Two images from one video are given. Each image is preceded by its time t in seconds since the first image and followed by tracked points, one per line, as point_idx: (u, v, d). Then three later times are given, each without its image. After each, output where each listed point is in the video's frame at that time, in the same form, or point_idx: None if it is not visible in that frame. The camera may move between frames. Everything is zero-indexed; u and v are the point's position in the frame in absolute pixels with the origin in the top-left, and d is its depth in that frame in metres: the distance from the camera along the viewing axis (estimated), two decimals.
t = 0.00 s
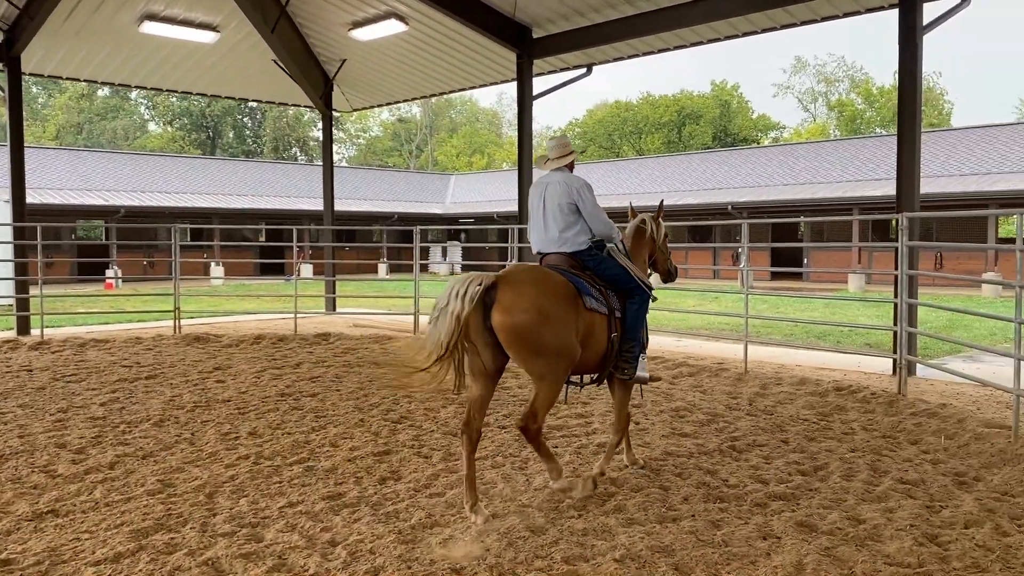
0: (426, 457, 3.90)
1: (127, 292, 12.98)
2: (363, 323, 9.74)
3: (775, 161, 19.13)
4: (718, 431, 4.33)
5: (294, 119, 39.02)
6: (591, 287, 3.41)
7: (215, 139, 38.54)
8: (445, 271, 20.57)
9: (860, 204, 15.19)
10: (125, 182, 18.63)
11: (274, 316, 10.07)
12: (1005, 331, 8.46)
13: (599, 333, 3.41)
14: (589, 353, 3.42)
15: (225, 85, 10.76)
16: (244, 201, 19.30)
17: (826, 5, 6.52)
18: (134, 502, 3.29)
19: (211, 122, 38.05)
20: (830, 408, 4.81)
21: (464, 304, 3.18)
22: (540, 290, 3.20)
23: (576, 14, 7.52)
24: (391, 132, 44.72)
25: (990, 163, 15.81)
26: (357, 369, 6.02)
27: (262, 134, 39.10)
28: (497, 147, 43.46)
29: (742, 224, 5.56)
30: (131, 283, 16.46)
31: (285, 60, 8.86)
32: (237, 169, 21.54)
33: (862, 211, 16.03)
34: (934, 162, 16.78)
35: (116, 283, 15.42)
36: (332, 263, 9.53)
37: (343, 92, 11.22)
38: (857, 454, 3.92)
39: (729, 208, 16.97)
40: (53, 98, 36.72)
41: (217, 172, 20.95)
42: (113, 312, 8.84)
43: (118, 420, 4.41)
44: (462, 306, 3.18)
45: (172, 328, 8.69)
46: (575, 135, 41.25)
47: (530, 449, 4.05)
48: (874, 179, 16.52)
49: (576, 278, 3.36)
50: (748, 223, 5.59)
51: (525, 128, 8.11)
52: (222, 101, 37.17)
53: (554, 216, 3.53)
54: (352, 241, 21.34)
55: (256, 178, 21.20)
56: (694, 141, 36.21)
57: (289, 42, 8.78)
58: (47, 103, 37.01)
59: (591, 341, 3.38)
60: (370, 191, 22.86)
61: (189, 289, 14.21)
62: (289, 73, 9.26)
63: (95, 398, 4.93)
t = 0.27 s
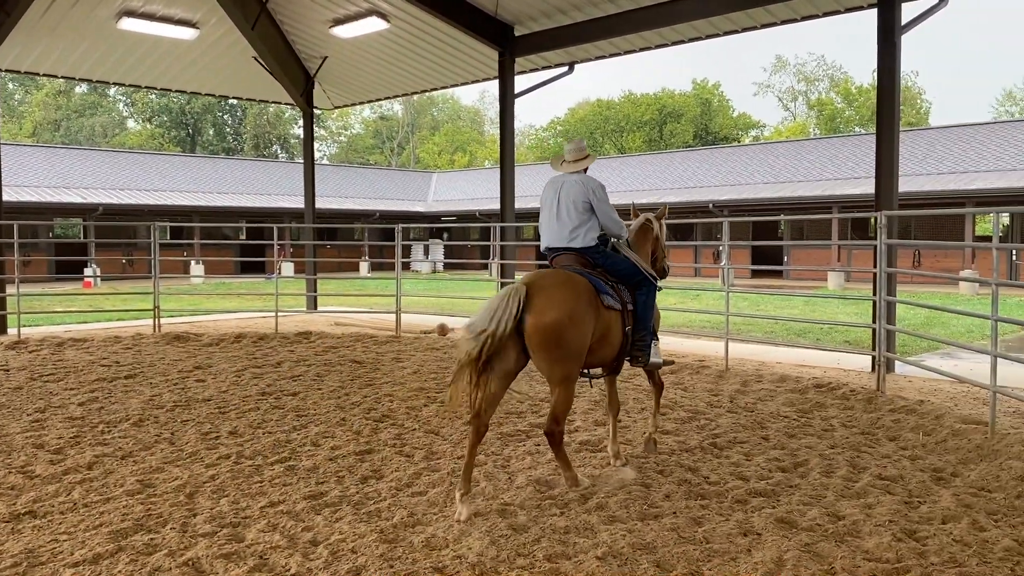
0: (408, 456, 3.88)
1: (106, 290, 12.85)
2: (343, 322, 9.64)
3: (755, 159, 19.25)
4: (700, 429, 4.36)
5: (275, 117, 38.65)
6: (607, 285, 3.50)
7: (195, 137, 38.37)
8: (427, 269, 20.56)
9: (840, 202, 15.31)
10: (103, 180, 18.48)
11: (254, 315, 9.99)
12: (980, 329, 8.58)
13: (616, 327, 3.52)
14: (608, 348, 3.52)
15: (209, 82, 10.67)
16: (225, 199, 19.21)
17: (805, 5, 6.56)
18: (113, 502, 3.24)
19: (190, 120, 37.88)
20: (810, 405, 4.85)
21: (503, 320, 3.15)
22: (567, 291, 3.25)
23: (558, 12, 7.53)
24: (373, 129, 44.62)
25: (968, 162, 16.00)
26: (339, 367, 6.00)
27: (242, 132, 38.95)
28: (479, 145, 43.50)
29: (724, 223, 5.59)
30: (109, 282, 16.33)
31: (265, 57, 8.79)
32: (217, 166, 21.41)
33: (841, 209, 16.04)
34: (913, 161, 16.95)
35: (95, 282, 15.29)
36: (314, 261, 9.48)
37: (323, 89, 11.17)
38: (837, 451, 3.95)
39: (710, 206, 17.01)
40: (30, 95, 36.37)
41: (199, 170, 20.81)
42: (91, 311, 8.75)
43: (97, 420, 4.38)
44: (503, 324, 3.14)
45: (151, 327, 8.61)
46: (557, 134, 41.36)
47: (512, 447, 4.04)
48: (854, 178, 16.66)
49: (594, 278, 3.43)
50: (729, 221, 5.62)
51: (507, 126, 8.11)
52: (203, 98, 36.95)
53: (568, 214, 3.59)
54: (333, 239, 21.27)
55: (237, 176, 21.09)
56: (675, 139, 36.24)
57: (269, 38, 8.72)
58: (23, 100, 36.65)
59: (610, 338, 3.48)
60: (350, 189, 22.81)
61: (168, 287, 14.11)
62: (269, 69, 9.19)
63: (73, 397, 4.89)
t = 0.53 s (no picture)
0: (395, 454, 3.88)
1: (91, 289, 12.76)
2: (329, 320, 9.65)
3: (742, 156, 19.31)
4: (687, 425, 4.38)
5: (261, 114, 38.58)
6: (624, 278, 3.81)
7: (181, 134, 38.15)
8: (414, 267, 20.56)
9: (826, 200, 15.42)
10: (87, 178, 18.34)
11: (241, 312, 9.93)
12: (963, 325, 8.66)
13: (635, 315, 3.83)
14: (624, 336, 3.77)
15: (197, 78, 10.60)
16: (211, 197, 19.13)
17: (790, 3, 6.59)
18: (99, 501, 3.22)
19: (176, 117, 37.67)
20: (796, 401, 4.88)
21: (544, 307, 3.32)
22: (590, 277, 3.52)
23: (545, 10, 7.53)
24: (359, 127, 44.52)
25: (952, 160, 16.13)
26: (326, 365, 5.99)
27: (228, 129, 38.77)
28: (467, 143, 43.49)
29: (710, 220, 5.60)
30: (94, 280, 16.21)
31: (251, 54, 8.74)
32: (204, 164, 21.30)
33: (827, 208, 16.11)
34: (899, 158, 17.08)
35: (81, 281, 15.19)
36: (301, 259, 9.43)
37: (310, 85, 11.11)
38: (823, 447, 3.98)
39: (697, 205, 16.98)
40: (13, 92, 36.04)
41: (186, 167, 20.69)
42: (76, 309, 8.69)
43: (83, 418, 4.36)
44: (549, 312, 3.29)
45: (137, 326, 8.56)
46: (543, 131, 41.47)
47: (500, 444, 4.04)
48: (839, 176, 16.75)
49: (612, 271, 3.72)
50: (717, 218, 5.61)
51: (495, 123, 8.10)
52: (188, 95, 36.75)
53: (583, 215, 3.86)
54: (320, 236, 21.20)
55: (225, 174, 21.00)
56: (661, 137, 36.52)
57: (255, 34, 8.66)
58: (5, 97, 36.32)
59: (627, 325, 3.74)
60: (337, 187, 22.76)
61: (155, 285, 14.04)
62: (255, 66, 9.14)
63: (57, 396, 4.86)
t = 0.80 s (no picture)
0: (387, 453, 3.87)
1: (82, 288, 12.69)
2: (321, 319, 9.63)
3: (734, 154, 19.36)
4: (679, 423, 4.39)
5: (252, 113, 38.47)
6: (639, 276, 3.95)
7: (171, 133, 38.00)
8: (406, 266, 20.56)
9: (816, 198, 15.49)
10: (78, 177, 18.25)
11: (233, 312, 9.90)
12: (952, 323, 8.71)
13: (648, 312, 3.98)
14: (638, 330, 3.96)
15: (190, 76, 10.56)
16: (203, 196, 19.06)
17: (780, 2, 6.61)
18: (89, 501, 3.20)
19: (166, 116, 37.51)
20: (787, 399, 4.89)
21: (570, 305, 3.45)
22: (609, 277, 3.67)
23: (538, 9, 7.53)
24: (350, 125, 44.47)
25: (942, 158, 16.22)
26: (316, 365, 5.98)
27: (219, 128, 38.64)
28: (459, 141, 43.47)
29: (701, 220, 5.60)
30: (84, 279, 16.13)
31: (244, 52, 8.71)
32: (196, 163, 21.22)
33: (817, 207, 16.17)
34: (888, 156, 17.17)
35: (71, 280, 15.11)
36: (293, 258, 9.40)
37: (302, 84, 11.08)
38: (814, 444, 3.99)
39: (687, 203, 16.91)
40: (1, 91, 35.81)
41: (178, 166, 20.62)
42: (66, 308, 8.65)
43: (73, 418, 4.34)
44: (571, 310, 3.42)
45: (127, 325, 8.52)
46: (534, 130, 41.52)
47: (492, 443, 4.04)
48: (830, 174, 16.82)
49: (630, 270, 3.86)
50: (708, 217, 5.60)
51: (488, 122, 8.09)
52: (179, 94, 36.63)
53: (597, 213, 4.04)
54: (312, 235, 21.16)
55: (217, 173, 20.95)
56: (652, 136, 36.60)
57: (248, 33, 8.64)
58: None
59: (642, 320, 3.92)
60: (329, 186, 22.72)
61: (145, 284, 13.98)
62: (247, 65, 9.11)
63: (47, 396, 4.83)
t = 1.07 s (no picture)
0: (384, 453, 3.87)
1: (77, 288, 12.66)
2: (317, 319, 9.62)
3: (729, 153, 19.38)
4: (675, 422, 4.39)
5: (248, 112, 38.41)
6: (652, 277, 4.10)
7: (167, 133, 37.92)
8: (402, 265, 20.55)
9: (811, 197, 15.52)
10: (72, 177, 18.21)
11: (229, 312, 9.89)
12: (948, 321, 8.73)
13: (660, 312, 4.15)
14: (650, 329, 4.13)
15: (186, 76, 10.55)
16: (198, 196, 19.03)
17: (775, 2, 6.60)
18: (84, 501, 3.20)
19: (161, 115, 37.42)
20: (783, 398, 4.90)
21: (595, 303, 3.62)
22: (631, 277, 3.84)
23: (534, 8, 7.52)
24: (346, 125, 44.43)
25: (937, 158, 16.27)
26: (312, 364, 5.97)
27: (215, 127, 38.57)
28: (454, 141, 43.45)
29: (697, 218, 5.58)
30: (79, 279, 16.09)
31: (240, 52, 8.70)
32: (191, 162, 21.18)
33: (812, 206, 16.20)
34: (883, 156, 17.21)
35: (65, 280, 15.06)
36: (289, 258, 9.39)
37: (298, 84, 11.07)
38: (810, 443, 3.99)
39: (683, 202, 16.87)
40: None
41: (173, 166, 20.58)
42: (61, 308, 8.63)
43: (68, 418, 4.33)
44: (595, 312, 3.58)
45: (122, 325, 8.50)
46: (529, 130, 41.54)
47: (488, 442, 4.04)
48: (825, 174, 16.85)
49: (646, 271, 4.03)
50: (704, 216, 5.59)
51: (485, 121, 8.09)
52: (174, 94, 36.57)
53: (610, 216, 4.16)
54: (308, 235, 21.14)
55: (212, 173, 20.91)
56: (647, 135, 36.65)
57: (244, 33, 8.63)
58: None
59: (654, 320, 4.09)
60: (325, 186, 22.69)
61: (140, 284, 13.95)
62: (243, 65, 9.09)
63: (41, 396, 4.82)
